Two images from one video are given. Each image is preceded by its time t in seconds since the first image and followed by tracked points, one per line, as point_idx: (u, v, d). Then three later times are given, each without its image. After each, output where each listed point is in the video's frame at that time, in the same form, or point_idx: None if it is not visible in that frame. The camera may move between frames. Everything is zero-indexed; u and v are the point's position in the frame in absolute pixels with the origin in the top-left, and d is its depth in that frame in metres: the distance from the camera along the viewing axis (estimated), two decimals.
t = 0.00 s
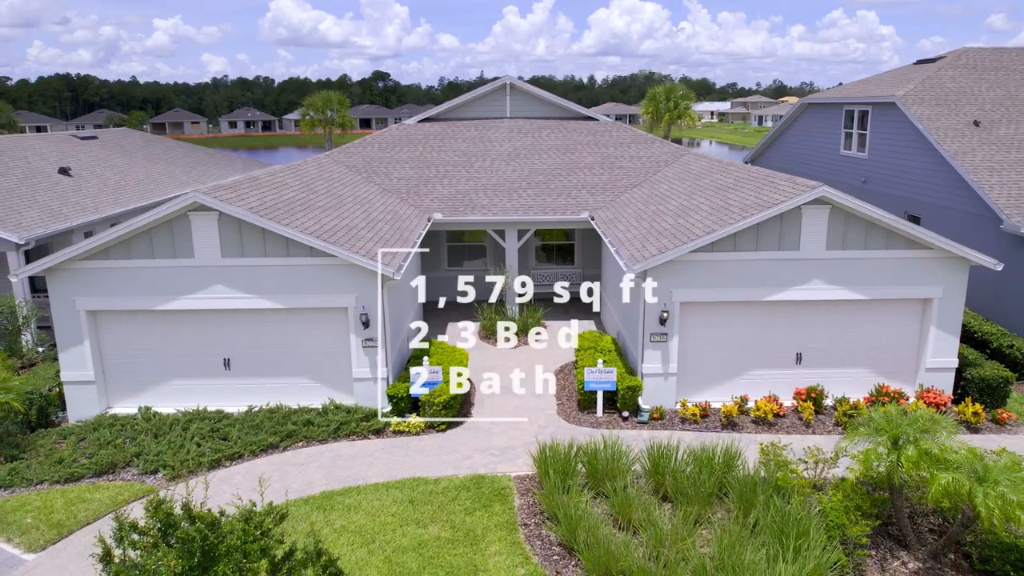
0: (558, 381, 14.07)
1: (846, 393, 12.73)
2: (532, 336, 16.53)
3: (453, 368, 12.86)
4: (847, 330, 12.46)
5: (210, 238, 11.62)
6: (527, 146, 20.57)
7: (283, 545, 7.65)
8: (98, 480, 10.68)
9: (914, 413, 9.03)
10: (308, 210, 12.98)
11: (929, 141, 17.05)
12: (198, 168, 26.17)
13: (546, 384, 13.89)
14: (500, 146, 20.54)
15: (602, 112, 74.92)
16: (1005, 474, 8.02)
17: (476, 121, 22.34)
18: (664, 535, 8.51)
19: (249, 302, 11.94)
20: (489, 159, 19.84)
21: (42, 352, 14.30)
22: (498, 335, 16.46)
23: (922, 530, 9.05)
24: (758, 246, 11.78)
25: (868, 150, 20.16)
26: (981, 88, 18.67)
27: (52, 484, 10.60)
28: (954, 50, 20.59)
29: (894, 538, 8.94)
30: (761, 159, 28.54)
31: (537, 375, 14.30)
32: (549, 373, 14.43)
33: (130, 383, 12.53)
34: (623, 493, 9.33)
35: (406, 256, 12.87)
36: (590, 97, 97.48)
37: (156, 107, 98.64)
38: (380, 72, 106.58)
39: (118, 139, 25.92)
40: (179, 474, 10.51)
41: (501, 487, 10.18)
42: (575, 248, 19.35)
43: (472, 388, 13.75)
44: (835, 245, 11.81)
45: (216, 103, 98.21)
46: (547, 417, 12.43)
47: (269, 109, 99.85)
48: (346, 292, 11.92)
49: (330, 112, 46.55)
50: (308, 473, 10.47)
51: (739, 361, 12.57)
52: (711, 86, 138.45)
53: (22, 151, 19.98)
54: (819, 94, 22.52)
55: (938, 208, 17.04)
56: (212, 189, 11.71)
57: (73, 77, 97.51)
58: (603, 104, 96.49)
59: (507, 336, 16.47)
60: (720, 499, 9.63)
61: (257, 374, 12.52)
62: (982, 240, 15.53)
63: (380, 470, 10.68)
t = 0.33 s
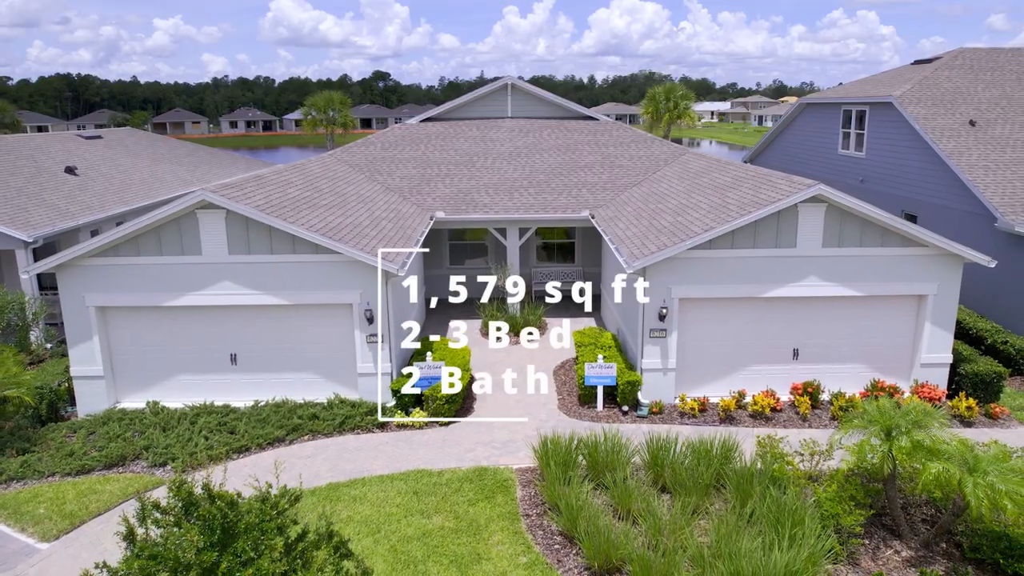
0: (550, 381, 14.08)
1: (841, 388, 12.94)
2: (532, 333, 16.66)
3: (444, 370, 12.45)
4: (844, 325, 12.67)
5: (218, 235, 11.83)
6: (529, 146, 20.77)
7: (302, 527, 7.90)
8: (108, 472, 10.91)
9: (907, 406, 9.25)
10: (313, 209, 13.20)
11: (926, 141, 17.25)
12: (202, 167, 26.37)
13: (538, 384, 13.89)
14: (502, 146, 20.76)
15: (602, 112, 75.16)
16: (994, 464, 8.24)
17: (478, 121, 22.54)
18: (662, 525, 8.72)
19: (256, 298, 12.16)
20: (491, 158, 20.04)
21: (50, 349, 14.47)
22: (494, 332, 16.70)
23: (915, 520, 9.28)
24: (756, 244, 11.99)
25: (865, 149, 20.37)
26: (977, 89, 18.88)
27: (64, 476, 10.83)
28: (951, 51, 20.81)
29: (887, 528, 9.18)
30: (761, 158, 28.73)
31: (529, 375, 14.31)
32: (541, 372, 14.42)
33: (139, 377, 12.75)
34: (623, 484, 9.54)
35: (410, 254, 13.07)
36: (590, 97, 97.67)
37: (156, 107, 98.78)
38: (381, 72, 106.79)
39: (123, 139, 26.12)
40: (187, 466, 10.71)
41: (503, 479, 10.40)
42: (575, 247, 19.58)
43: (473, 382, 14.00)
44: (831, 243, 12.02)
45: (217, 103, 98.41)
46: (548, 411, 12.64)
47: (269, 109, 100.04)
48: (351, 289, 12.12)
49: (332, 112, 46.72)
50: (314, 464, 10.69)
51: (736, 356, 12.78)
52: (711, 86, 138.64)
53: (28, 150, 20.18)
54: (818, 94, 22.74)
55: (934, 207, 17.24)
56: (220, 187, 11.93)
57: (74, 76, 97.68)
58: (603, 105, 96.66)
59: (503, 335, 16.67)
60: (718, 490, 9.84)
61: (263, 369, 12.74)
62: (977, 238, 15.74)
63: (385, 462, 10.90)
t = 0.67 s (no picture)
0: (549, 381, 14.09)
1: (837, 383, 13.17)
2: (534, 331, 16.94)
3: (444, 369, 12.57)
4: (839, 322, 12.91)
5: (225, 233, 12.06)
6: (529, 146, 21.01)
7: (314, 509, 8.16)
8: (118, 465, 11.15)
9: (899, 398, 9.47)
10: (318, 207, 13.43)
11: (921, 141, 17.48)
12: (205, 166, 26.60)
13: (538, 384, 13.90)
14: (502, 145, 20.98)
15: (602, 112, 75.39)
16: (982, 454, 8.48)
17: (479, 121, 22.79)
18: (660, 514, 8.96)
19: (262, 294, 12.39)
20: (492, 157, 20.28)
21: (58, 345, 14.65)
22: (495, 330, 16.94)
23: (907, 510, 9.52)
24: (752, 241, 12.23)
25: (862, 149, 20.60)
26: (972, 89, 19.12)
27: (75, 468, 11.08)
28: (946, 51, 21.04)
29: (879, 517, 9.43)
30: (759, 157, 28.94)
31: (529, 375, 14.34)
32: (541, 372, 14.45)
33: (147, 372, 12.98)
34: (622, 475, 9.78)
35: (413, 252, 13.32)
36: (590, 97, 97.87)
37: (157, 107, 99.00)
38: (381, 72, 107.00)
39: (127, 138, 26.35)
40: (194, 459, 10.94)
41: (505, 471, 10.63)
42: (575, 246, 19.82)
43: (475, 380, 14.09)
44: (826, 240, 12.26)
45: (217, 103, 98.68)
46: (548, 406, 12.88)
47: (270, 109, 100.26)
48: (355, 286, 12.35)
49: (333, 112, 47.00)
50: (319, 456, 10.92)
51: (733, 352, 13.01)
52: (711, 86, 138.85)
53: (34, 150, 20.41)
54: (815, 94, 22.97)
55: (929, 205, 17.46)
56: (227, 186, 12.16)
57: (74, 76, 97.79)
58: (603, 104, 96.85)
59: (503, 333, 16.90)
60: (715, 482, 10.07)
61: (269, 364, 12.97)
62: (971, 236, 15.97)
63: (388, 455, 11.15)
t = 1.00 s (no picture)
0: (549, 381, 14.03)
1: (832, 377, 13.43)
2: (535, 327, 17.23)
3: (444, 368, 12.83)
4: (834, 317, 13.16)
5: (232, 230, 12.32)
6: (530, 145, 21.28)
7: (322, 491, 8.47)
8: (128, 456, 11.41)
9: (891, 390, 9.72)
10: (322, 205, 13.69)
11: (916, 140, 17.74)
12: (209, 165, 26.87)
13: (538, 384, 13.88)
14: (503, 145, 21.25)
15: (602, 111, 75.67)
16: (970, 444, 8.75)
17: (480, 120, 23.06)
18: (657, 503, 9.22)
19: (268, 290, 12.65)
20: (493, 157, 20.55)
21: (67, 341, 14.68)
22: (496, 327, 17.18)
23: (898, 500, 9.79)
24: (749, 238, 12.49)
25: (858, 148, 20.86)
26: (967, 89, 19.38)
27: (86, 460, 11.34)
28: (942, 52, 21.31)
29: (871, 506, 9.70)
30: (758, 156, 29.20)
31: (529, 375, 14.33)
32: (542, 372, 14.43)
33: (155, 367, 13.25)
34: (620, 466, 10.03)
35: (416, 249, 13.60)
36: (590, 97, 98.11)
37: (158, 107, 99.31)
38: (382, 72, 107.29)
39: (131, 138, 26.62)
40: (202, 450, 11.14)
41: (506, 462, 10.90)
42: (575, 243, 20.09)
43: (474, 380, 14.07)
44: (821, 237, 12.51)
45: (218, 103, 98.98)
46: (548, 399, 13.15)
47: (271, 108, 100.56)
48: (359, 282, 12.61)
49: (335, 112, 47.30)
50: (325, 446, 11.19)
51: (730, 347, 13.27)
52: (711, 86, 139.11)
53: (41, 149, 20.68)
54: (812, 94, 23.23)
55: (924, 204, 17.72)
56: (234, 184, 12.43)
57: (76, 77, 98.08)
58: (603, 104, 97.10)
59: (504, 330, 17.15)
60: (711, 472, 10.33)
61: (275, 359, 13.24)
62: (964, 234, 16.24)
63: (393, 447, 11.42)
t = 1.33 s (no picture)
0: (550, 381, 14.00)
1: (825, 371, 13.71)
2: (536, 323, 17.52)
3: (444, 368, 13.07)
4: (828, 312, 13.43)
5: (238, 227, 12.59)
6: (530, 144, 21.55)
7: (330, 475, 8.82)
8: (137, 448, 11.72)
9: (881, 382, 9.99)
10: (327, 203, 13.97)
11: (910, 140, 18.02)
12: (212, 165, 27.14)
13: (538, 383, 13.93)
14: (504, 144, 21.51)
15: (602, 111, 75.95)
16: (957, 433, 9.05)
17: (480, 120, 23.33)
18: (654, 491, 9.48)
19: (274, 286, 12.93)
20: (494, 156, 20.82)
21: (75, 337, 14.72)
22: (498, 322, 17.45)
23: (888, 489, 10.09)
24: (744, 235, 12.76)
25: (854, 147, 21.14)
26: (961, 89, 19.66)
27: (97, 451, 11.64)
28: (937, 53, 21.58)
29: (862, 495, 9.99)
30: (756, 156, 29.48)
31: (529, 375, 14.29)
32: (542, 372, 14.39)
33: (163, 361, 13.51)
34: (618, 456, 10.31)
35: (418, 246, 13.89)
36: (590, 97, 98.36)
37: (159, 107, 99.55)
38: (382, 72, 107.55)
39: (135, 137, 26.88)
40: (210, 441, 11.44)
41: (507, 453, 11.20)
42: (574, 241, 20.37)
43: (475, 380, 14.03)
44: (815, 234, 12.77)
45: (219, 103, 99.24)
46: (548, 393, 13.44)
47: (272, 108, 100.83)
48: (363, 278, 12.88)
49: (337, 112, 47.57)
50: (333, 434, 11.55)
51: (726, 341, 13.54)
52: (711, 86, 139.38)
53: (48, 148, 20.93)
54: (809, 94, 23.52)
55: (918, 202, 18.01)
56: (240, 182, 12.70)
57: (76, 77, 98.36)
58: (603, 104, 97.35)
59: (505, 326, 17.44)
60: (707, 463, 10.60)
61: (281, 354, 13.51)
62: (957, 232, 16.50)
63: (396, 438, 11.71)
